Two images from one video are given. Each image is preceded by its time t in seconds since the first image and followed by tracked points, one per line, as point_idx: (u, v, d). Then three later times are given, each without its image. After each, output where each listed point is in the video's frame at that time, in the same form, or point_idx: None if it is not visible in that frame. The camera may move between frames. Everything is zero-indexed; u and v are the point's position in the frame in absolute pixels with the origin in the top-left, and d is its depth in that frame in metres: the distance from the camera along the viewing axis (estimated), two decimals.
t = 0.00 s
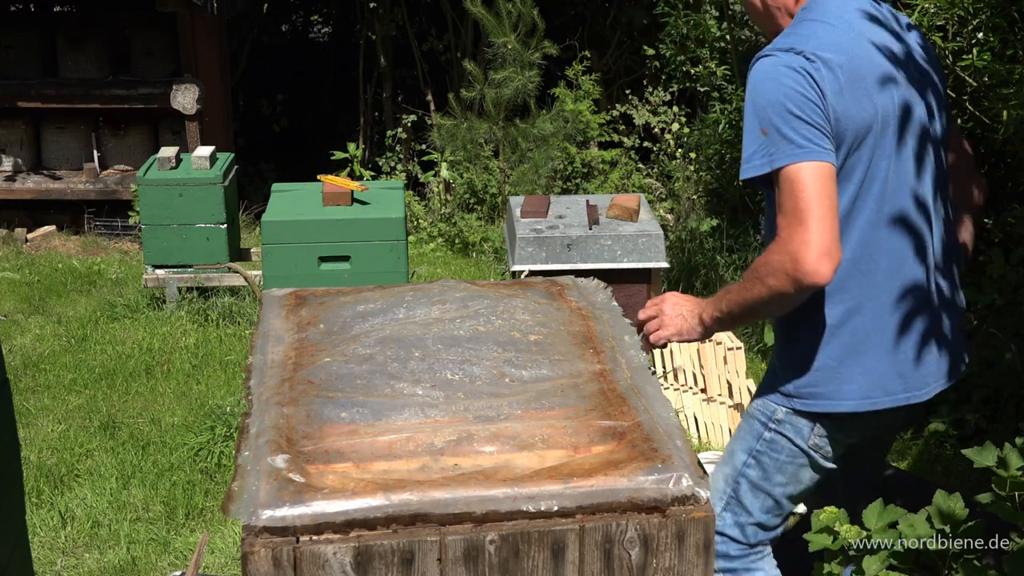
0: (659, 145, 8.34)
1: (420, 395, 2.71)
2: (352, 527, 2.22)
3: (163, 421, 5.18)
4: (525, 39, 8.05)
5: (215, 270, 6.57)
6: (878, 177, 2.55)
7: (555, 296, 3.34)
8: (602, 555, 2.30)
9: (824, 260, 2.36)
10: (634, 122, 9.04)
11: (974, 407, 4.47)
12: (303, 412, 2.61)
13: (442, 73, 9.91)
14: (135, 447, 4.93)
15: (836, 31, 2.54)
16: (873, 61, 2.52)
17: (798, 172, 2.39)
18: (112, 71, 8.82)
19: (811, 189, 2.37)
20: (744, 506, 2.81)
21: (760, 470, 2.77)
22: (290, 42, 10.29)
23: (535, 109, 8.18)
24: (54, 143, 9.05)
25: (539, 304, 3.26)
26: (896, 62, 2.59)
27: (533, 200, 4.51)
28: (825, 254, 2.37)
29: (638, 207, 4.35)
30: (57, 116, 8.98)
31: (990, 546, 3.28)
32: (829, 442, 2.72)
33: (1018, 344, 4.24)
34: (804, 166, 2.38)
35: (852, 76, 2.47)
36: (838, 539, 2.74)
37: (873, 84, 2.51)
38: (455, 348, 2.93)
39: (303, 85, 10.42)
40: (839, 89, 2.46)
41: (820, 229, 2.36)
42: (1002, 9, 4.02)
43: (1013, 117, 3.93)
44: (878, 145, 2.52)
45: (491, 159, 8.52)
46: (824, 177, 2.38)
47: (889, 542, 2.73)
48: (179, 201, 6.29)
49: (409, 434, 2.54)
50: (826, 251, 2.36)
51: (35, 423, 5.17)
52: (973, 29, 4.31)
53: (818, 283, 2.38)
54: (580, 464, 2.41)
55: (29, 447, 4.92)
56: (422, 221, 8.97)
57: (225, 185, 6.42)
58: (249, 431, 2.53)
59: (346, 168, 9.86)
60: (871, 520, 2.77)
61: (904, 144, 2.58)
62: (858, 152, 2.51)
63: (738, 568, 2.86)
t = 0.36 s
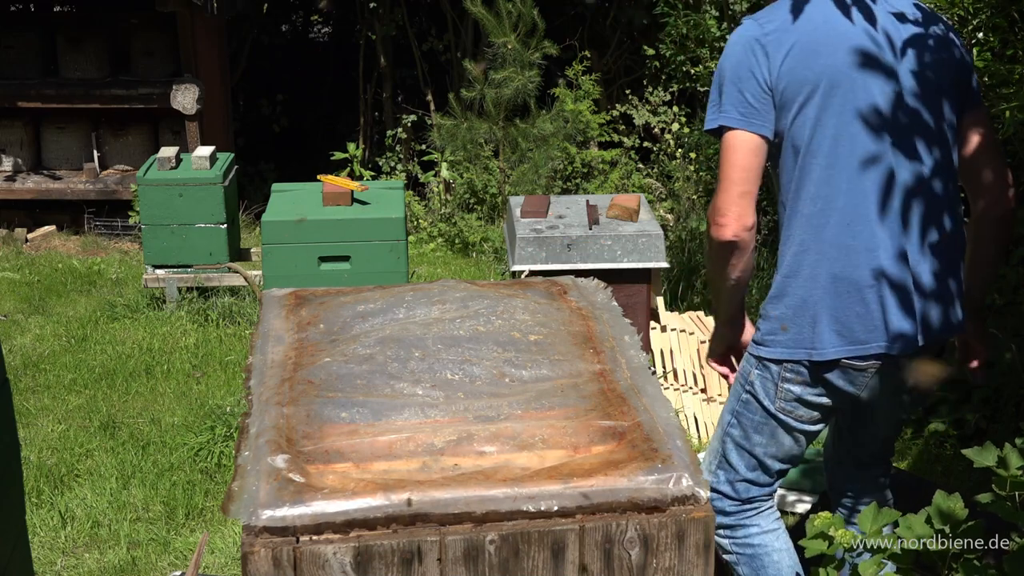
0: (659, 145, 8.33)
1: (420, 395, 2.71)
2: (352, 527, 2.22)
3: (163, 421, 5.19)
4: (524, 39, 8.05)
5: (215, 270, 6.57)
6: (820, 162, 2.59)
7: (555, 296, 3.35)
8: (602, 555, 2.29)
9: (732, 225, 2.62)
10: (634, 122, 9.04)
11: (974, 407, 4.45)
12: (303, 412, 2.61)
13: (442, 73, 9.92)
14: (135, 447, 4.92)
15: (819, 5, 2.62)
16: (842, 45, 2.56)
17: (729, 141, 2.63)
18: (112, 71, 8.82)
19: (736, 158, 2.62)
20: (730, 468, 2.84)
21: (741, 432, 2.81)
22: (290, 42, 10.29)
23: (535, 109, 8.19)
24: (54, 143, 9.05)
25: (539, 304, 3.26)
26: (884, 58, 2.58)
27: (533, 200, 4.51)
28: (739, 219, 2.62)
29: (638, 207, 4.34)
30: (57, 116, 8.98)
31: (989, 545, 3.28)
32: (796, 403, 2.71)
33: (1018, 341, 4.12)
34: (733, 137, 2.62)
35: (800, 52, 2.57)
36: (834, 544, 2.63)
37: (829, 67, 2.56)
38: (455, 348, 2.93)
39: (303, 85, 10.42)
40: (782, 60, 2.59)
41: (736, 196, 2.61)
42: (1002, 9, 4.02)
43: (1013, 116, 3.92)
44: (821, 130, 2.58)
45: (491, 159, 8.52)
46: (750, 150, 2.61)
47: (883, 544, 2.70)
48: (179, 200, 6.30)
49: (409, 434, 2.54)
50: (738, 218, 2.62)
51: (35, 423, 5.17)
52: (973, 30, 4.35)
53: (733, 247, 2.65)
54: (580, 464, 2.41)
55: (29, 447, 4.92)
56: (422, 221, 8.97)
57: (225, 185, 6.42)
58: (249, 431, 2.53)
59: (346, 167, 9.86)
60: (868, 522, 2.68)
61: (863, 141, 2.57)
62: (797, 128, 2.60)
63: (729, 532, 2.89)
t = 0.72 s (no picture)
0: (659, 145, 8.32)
1: (420, 395, 2.71)
2: (352, 527, 2.22)
3: (163, 421, 5.19)
4: (525, 39, 8.05)
5: (215, 270, 6.57)
6: (785, 173, 2.57)
7: (555, 296, 3.35)
8: (602, 555, 2.29)
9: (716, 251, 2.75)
10: (634, 122, 9.05)
11: (974, 408, 4.43)
12: (303, 412, 2.61)
13: (442, 73, 9.92)
14: (135, 447, 4.93)
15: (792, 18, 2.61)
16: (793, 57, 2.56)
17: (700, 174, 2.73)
18: (112, 71, 8.83)
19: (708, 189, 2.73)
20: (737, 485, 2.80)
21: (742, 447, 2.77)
22: (290, 42, 10.29)
23: (535, 109, 8.19)
24: (54, 143, 9.05)
25: (539, 304, 3.26)
26: (841, 63, 2.55)
27: (533, 200, 4.51)
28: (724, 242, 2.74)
29: (638, 207, 4.34)
30: (57, 116, 8.98)
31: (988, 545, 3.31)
32: (786, 408, 2.68)
33: (1017, 344, 4.12)
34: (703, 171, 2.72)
35: (766, 65, 2.58)
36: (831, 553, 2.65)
37: (779, 78, 2.56)
38: (455, 348, 2.93)
39: (303, 85, 10.42)
40: (728, 78, 2.63)
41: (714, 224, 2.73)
42: (1002, 9, 4.02)
43: (1013, 117, 3.92)
44: (777, 139, 2.57)
45: (491, 159, 8.52)
46: (717, 181, 2.70)
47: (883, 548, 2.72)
48: (179, 200, 6.30)
49: (409, 434, 2.54)
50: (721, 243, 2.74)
51: (35, 423, 5.17)
52: (973, 29, 4.35)
53: (725, 266, 2.77)
54: (580, 464, 2.41)
55: (29, 447, 4.92)
56: (422, 221, 8.97)
57: (225, 185, 6.42)
58: (249, 431, 2.53)
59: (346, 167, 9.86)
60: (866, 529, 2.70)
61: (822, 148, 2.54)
62: (753, 141, 2.60)
63: (739, 548, 2.85)
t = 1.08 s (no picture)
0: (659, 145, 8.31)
1: (420, 395, 2.71)
2: (352, 527, 2.22)
3: (163, 421, 5.19)
4: (524, 39, 8.05)
5: (215, 270, 6.57)
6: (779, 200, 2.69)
7: (555, 296, 3.35)
8: (602, 555, 2.29)
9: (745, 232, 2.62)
10: (634, 122, 9.04)
11: (974, 408, 4.44)
12: (303, 412, 2.61)
13: (442, 73, 9.92)
14: (135, 447, 4.93)
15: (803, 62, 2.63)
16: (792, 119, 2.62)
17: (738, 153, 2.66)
18: (112, 71, 8.83)
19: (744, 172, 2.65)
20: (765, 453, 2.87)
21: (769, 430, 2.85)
22: (290, 42, 10.28)
23: (535, 109, 8.20)
24: (54, 143, 9.05)
25: (539, 304, 3.26)
26: (831, 134, 2.61)
27: (533, 200, 4.51)
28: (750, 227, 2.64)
29: (638, 207, 4.34)
30: (57, 116, 8.98)
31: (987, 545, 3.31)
32: (802, 390, 2.74)
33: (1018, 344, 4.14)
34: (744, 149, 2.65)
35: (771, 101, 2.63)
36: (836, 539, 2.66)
37: (791, 122, 2.63)
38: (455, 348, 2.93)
39: (303, 85, 10.42)
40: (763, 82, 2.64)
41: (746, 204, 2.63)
42: (1001, 9, 4.02)
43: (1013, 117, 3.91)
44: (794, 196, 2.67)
45: (491, 159, 8.52)
46: (757, 161, 2.64)
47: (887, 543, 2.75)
48: (179, 201, 6.30)
49: (409, 434, 2.54)
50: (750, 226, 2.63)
51: (35, 423, 5.17)
52: (973, 29, 4.36)
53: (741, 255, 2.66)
54: (580, 464, 2.41)
55: (29, 447, 4.92)
56: (422, 221, 8.96)
57: (225, 185, 6.42)
58: (249, 431, 2.53)
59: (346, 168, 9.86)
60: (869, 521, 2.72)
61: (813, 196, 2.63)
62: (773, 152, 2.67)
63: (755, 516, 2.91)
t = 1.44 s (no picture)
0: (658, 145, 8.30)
1: (420, 395, 2.71)
2: (352, 527, 2.21)
3: (163, 421, 5.19)
4: (524, 39, 8.05)
5: (215, 270, 6.57)
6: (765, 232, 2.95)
7: (555, 296, 3.35)
8: (602, 555, 2.29)
9: (736, 201, 2.77)
10: (634, 122, 9.04)
11: (974, 408, 4.45)
12: (303, 412, 2.61)
13: (442, 73, 9.92)
14: (135, 447, 4.92)
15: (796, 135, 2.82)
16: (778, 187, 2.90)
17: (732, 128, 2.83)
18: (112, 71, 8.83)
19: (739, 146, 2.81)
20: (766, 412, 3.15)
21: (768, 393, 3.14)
22: (290, 42, 10.28)
23: (535, 109, 8.20)
24: (54, 143, 9.05)
25: (539, 304, 3.26)
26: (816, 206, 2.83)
27: (533, 200, 4.51)
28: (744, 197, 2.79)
29: (638, 207, 4.34)
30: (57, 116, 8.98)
31: (986, 545, 3.32)
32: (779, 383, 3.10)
33: (1018, 343, 4.13)
34: (739, 123, 2.83)
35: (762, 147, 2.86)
36: (833, 547, 2.79)
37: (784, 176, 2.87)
38: (455, 348, 2.93)
39: (303, 85, 10.42)
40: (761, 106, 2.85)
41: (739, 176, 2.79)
42: (1001, 9, 4.02)
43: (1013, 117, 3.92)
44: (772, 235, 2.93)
45: (491, 159, 8.52)
46: (751, 135, 2.82)
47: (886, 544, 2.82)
48: (179, 201, 6.30)
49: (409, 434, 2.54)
50: (742, 196, 2.78)
51: (35, 423, 5.17)
52: (973, 29, 4.37)
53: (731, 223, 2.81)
54: (580, 464, 2.41)
55: (29, 447, 4.92)
56: (422, 221, 8.96)
57: (225, 185, 6.42)
58: (249, 431, 2.53)
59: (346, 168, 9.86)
60: (867, 526, 2.80)
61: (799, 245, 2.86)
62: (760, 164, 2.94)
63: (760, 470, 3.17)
